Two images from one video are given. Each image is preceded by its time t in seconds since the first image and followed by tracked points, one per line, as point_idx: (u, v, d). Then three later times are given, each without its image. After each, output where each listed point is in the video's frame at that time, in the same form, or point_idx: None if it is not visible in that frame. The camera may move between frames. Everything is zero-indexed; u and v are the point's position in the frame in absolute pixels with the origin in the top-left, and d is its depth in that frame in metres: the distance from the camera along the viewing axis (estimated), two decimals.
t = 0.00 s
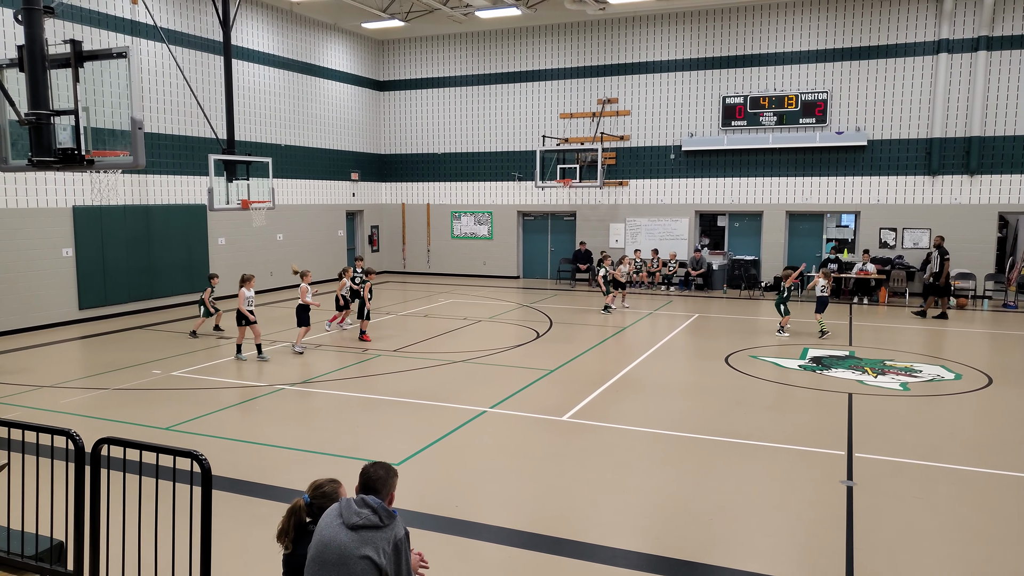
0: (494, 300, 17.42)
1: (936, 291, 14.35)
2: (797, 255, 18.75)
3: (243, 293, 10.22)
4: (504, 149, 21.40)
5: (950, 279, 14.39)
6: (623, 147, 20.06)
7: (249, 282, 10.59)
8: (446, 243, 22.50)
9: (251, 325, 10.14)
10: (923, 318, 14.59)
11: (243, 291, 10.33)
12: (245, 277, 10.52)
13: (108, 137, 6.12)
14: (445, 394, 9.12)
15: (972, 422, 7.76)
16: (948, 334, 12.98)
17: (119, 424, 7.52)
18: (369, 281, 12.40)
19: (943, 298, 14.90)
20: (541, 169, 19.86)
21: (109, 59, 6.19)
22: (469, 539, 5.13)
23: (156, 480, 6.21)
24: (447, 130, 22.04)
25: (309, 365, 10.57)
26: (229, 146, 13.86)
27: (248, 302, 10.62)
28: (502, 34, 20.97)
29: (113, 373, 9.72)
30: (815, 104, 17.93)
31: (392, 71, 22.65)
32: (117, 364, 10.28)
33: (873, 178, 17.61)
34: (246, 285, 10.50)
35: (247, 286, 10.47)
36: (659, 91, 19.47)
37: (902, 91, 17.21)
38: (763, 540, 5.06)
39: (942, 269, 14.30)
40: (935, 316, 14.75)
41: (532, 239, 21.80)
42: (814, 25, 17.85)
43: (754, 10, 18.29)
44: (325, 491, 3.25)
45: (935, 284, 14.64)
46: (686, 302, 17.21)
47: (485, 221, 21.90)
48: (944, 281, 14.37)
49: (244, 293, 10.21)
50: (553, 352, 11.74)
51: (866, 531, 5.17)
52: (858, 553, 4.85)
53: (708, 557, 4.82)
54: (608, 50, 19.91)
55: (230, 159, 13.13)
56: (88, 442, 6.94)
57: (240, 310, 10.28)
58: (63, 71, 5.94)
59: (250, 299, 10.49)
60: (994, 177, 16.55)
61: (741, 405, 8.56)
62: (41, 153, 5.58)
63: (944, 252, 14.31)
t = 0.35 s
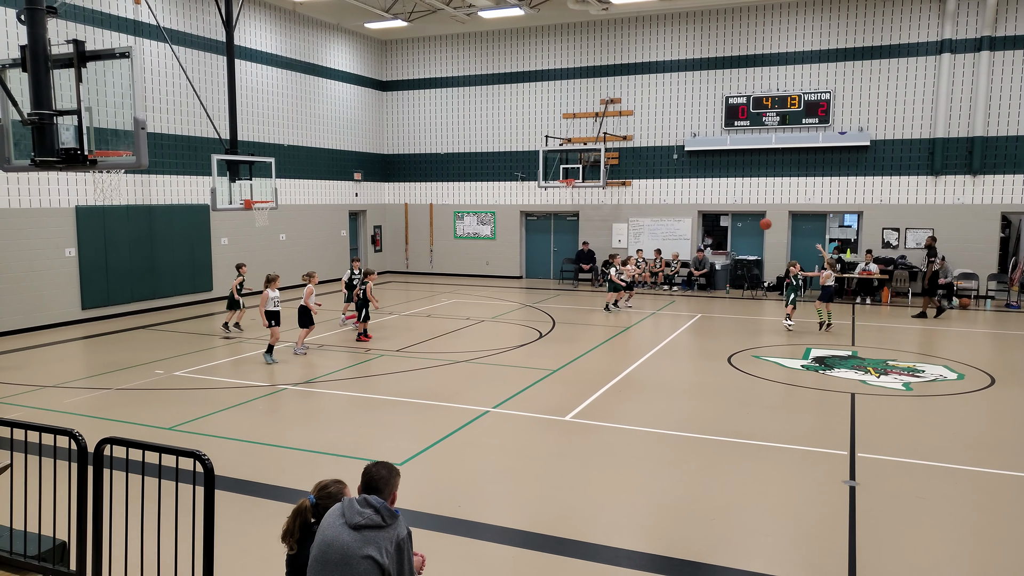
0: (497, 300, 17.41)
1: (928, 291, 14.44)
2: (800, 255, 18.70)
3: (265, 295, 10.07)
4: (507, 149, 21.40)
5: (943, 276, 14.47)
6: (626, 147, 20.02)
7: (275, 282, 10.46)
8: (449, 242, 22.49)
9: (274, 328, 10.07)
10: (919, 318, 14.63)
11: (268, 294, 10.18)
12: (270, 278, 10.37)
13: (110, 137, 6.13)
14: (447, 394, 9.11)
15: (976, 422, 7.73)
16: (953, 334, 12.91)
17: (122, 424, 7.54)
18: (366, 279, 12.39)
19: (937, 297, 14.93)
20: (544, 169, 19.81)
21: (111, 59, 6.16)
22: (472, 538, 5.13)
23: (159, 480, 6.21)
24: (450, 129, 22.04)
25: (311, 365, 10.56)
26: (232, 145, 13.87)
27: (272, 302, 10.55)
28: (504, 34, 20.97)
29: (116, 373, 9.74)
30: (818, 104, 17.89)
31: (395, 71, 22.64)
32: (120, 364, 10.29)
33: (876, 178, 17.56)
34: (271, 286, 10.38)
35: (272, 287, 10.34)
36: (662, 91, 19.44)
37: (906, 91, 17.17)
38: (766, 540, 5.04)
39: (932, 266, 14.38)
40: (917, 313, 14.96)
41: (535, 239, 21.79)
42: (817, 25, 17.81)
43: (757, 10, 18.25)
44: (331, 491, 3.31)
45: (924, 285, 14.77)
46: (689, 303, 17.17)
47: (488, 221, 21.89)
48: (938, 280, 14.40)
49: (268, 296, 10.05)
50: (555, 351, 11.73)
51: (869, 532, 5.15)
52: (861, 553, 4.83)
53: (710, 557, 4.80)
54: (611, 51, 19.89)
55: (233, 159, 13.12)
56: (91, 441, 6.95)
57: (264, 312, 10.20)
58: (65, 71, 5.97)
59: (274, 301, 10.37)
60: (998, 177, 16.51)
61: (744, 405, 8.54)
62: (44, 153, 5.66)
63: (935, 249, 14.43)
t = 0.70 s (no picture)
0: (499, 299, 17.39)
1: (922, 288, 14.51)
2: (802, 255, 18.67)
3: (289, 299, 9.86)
4: (508, 149, 21.40)
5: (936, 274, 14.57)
6: (628, 147, 20.00)
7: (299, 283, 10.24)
8: (450, 242, 22.49)
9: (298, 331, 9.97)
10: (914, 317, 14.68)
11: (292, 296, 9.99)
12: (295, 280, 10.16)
13: (113, 137, 6.12)
14: (448, 394, 9.10)
15: (978, 422, 7.71)
16: (956, 334, 12.87)
17: (124, 424, 7.54)
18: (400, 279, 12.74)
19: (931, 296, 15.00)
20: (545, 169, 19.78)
21: (113, 60, 6.15)
22: (473, 538, 5.12)
23: (160, 480, 6.21)
24: (451, 130, 22.04)
25: (312, 365, 10.56)
26: (234, 145, 13.86)
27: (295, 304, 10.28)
28: (506, 34, 20.97)
29: (117, 373, 9.74)
30: (819, 105, 17.88)
31: (397, 71, 22.63)
32: (121, 364, 10.29)
33: (878, 178, 17.54)
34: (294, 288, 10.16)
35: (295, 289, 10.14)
36: (664, 91, 19.42)
37: (908, 92, 17.14)
38: (768, 540, 5.02)
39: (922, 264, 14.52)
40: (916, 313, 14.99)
41: (536, 239, 21.78)
42: (818, 25, 17.79)
43: (759, 11, 18.23)
44: (332, 494, 3.31)
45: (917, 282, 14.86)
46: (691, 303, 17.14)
47: (490, 221, 21.88)
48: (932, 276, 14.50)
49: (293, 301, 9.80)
50: (557, 351, 11.71)
51: (871, 531, 5.14)
52: (863, 553, 4.82)
53: (712, 557, 4.79)
54: (613, 51, 19.88)
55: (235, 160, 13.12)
56: (92, 441, 6.95)
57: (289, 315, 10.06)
58: (67, 71, 5.97)
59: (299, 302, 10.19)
60: (1000, 177, 16.47)
61: (746, 405, 8.53)
62: (45, 153, 5.70)
63: (926, 249, 14.54)
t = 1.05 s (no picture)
0: (500, 298, 17.38)
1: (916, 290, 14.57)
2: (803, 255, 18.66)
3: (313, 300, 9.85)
4: (509, 150, 21.39)
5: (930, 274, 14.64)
6: (629, 147, 19.98)
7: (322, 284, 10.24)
8: (451, 242, 22.48)
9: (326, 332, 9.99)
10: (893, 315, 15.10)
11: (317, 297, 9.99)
12: (318, 281, 10.14)
13: (113, 137, 6.12)
14: (449, 394, 9.09)
15: (979, 422, 7.69)
16: (957, 334, 12.85)
17: (125, 424, 7.54)
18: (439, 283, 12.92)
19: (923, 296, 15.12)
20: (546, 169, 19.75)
21: (114, 60, 6.18)
22: (473, 538, 5.11)
23: (161, 480, 6.20)
24: (452, 130, 22.02)
25: (313, 365, 10.55)
26: (234, 145, 13.83)
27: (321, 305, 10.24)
28: (507, 34, 20.96)
29: (118, 373, 9.74)
30: (820, 105, 17.85)
31: (397, 71, 22.62)
32: (122, 364, 10.29)
33: (879, 178, 17.52)
34: (318, 288, 10.15)
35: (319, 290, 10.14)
36: (665, 91, 19.39)
37: (909, 92, 17.12)
38: (769, 540, 5.01)
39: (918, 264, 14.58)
40: (916, 314, 14.99)
41: (537, 239, 21.76)
42: (819, 24, 17.77)
43: (761, 10, 18.21)
44: (332, 494, 3.31)
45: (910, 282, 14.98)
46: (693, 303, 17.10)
47: (491, 221, 21.86)
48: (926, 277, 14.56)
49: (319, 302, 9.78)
50: (557, 351, 11.70)
51: (872, 531, 5.13)
52: (864, 553, 4.80)
53: (713, 557, 4.78)
54: (614, 50, 19.86)
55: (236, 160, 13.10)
56: (93, 441, 6.96)
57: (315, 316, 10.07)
58: (68, 71, 5.92)
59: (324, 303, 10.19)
60: (1000, 177, 16.44)
61: (747, 405, 8.51)
62: (45, 153, 5.70)
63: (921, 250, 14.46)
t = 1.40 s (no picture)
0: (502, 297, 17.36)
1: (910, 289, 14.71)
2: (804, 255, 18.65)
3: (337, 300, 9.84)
4: (510, 150, 21.40)
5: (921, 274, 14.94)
6: (630, 147, 19.98)
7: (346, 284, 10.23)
8: (452, 242, 22.49)
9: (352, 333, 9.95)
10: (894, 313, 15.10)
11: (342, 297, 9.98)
12: (342, 281, 10.12)
13: (114, 137, 6.14)
14: (450, 394, 9.08)
15: (980, 422, 7.67)
16: (958, 334, 12.83)
17: (126, 423, 7.54)
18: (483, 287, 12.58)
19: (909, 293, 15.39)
20: (547, 169, 19.71)
21: (113, 60, 6.25)
22: (474, 538, 5.11)
23: (162, 480, 6.20)
24: (452, 130, 22.03)
25: (315, 365, 10.55)
26: (235, 145, 13.82)
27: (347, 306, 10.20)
28: (508, 34, 20.96)
29: (120, 373, 9.75)
30: (822, 105, 17.85)
31: (398, 71, 22.63)
32: (124, 364, 10.31)
33: (880, 179, 17.50)
34: (343, 289, 10.14)
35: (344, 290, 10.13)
36: (666, 90, 19.38)
37: (910, 92, 17.10)
38: (771, 540, 5.00)
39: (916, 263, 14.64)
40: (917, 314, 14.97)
41: (538, 239, 21.76)
42: (821, 24, 17.76)
43: (762, 10, 18.20)
44: (332, 493, 3.30)
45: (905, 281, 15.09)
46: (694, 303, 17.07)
47: (492, 221, 21.86)
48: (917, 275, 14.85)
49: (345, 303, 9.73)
50: (558, 351, 11.70)
51: (873, 531, 5.12)
52: (865, 553, 4.80)
53: (714, 557, 4.77)
54: (615, 50, 19.84)
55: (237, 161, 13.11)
56: (95, 441, 6.96)
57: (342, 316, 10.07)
58: (70, 70, 5.93)
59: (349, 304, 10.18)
60: (1002, 177, 16.42)
61: (748, 405, 8.50)
62: (47, 153, 5.61)
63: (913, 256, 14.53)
